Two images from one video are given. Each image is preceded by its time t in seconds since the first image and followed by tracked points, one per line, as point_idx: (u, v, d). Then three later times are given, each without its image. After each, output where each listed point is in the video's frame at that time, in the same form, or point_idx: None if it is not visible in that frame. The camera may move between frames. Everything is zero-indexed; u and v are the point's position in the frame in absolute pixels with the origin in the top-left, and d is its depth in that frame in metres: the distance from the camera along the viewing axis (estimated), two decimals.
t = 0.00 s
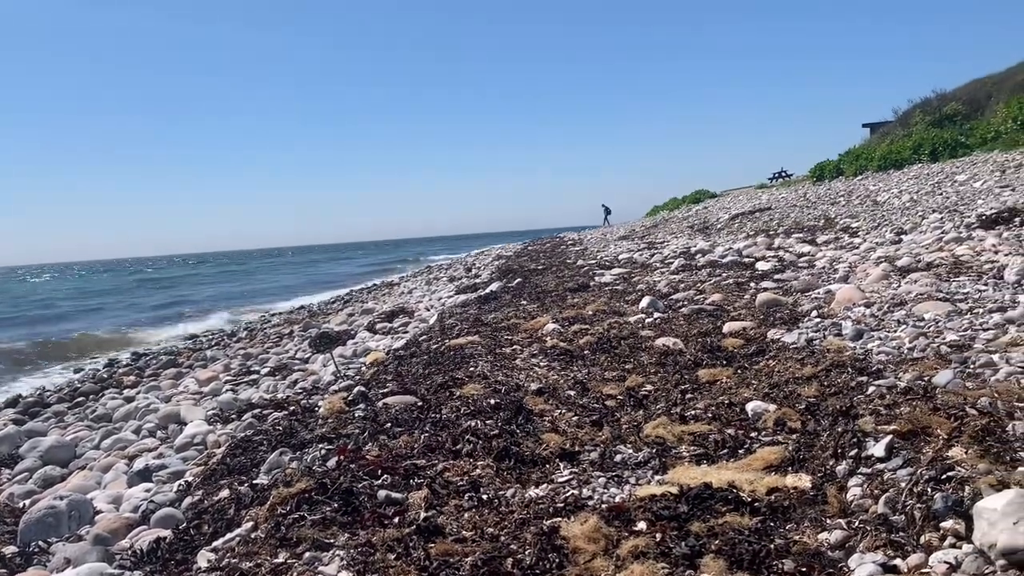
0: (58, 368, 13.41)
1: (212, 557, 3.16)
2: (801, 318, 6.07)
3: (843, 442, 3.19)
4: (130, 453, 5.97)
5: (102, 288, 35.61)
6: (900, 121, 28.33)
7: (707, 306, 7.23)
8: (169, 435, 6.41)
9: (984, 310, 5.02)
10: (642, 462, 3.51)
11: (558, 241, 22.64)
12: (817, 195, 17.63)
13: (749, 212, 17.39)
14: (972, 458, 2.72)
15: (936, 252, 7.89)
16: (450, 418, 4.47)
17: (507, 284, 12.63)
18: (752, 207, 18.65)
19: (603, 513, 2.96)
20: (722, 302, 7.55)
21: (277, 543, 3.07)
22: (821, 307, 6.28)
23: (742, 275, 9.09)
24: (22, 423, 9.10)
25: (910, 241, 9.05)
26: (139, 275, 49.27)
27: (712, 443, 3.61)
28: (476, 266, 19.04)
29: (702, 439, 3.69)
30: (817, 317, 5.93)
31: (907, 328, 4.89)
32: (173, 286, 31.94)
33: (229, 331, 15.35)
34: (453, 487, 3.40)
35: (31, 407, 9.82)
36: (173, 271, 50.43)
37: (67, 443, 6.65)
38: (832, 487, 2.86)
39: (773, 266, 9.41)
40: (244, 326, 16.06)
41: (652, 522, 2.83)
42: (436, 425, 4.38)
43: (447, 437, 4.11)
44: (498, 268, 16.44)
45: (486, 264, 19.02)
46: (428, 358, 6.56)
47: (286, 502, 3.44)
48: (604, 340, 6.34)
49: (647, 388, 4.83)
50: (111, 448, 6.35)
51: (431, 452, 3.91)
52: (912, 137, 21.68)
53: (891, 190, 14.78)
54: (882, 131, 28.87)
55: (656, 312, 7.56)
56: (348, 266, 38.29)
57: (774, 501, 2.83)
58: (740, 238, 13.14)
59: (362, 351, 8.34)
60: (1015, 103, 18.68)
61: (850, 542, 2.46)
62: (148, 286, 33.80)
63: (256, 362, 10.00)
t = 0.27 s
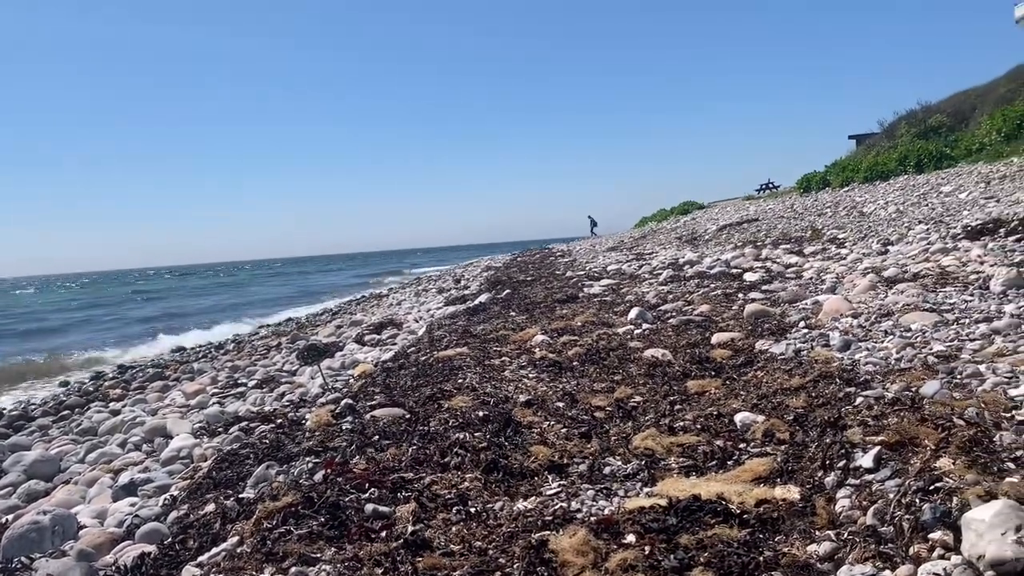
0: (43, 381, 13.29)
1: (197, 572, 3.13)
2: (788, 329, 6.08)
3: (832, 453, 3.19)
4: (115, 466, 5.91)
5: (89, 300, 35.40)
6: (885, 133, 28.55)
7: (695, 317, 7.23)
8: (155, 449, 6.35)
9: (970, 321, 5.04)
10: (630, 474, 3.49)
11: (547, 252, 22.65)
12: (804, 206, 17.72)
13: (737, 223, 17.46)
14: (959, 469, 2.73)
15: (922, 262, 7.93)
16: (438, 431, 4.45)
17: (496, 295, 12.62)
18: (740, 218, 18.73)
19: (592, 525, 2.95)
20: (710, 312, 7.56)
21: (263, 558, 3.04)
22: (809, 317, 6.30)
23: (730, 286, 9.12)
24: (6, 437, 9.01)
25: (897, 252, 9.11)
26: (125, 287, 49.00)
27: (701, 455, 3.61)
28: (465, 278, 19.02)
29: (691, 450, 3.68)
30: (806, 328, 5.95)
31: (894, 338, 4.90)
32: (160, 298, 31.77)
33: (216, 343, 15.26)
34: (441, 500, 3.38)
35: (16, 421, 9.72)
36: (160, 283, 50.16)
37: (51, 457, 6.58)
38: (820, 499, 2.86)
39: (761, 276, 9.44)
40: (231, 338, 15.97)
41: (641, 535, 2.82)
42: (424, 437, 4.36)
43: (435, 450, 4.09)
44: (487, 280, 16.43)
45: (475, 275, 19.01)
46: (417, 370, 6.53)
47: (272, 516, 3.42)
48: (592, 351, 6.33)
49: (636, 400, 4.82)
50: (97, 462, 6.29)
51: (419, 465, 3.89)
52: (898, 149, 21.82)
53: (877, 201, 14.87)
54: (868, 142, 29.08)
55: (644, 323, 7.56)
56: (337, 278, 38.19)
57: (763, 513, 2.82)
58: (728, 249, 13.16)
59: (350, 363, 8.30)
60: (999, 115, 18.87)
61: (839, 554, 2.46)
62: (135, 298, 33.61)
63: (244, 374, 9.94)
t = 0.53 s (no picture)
0: (28, 394, 13.17)
1: None
2: (776, 341, 6.09)
3: (820, 466, 3.19)
4: (99, 481, 5.85)
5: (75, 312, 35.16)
6: (871, 144, 28.76)
7: (683, 328, 7.24)
8: (140, 463, 6.29)
9: (956, 332, 5.07)
10: (618, 487, 3.48)
11: (535, 263, 22.67)
12: (791, 217, 17.82)
13: (724, 234, 17.53)
14: (946, 481, 2.73)
15: (908, 274, 7.98)
16: (426, 444, 4.43)
17: (484, 307, 12.60)
18: (727, 229, 18.81)
19: (581, 540, 2.94)
20: (698, 323, 7.58)
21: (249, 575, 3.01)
22: (796, 329, 6.32)
23: (717, 297, 9.14)
24: None
25: (883, 263, 9.16)
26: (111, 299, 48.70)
27: (689, 468, 3.60)
28: (453, 289, 19.03)
29: (679, 463, 3.67)
30: (793, 339, 5.97)
31: (881, 350, 4.92)
32: (147, 310, 31.58)
33: (203, 355, 15.17)
34: (428, 515, 3.36)
35: None
36: (147, 295, 49.86)
37: (34, 471, 6.50)
38: (808, 512, 2.85)
39: (748, 288, 9.47)
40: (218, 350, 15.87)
41: (630, 549, 2.81)
42: (412, 451, 4.34)
43: (423, 464, 4.07)
44: (476, 291, 16.42)
45: (463, 286, 19.00)
46: (404, 382, 6.51)
47: (257, 531, 3.39)
48: (581, 363, 6.32)
49: (624, 412, 4.81)
50: (81, 476, 6.22)
51: (406, 479, 3.87)
52: (883, 160, 21.99)
53: (863, 212, 14.97)
54: (853, 154, 29.30)
55: (632, 335, 7.57)
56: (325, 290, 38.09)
57: (752, 527, 2.81)
58: (715, 260, 13.21)
59: (338, 375, 8.27)
60: (982, 127, 19.04)
61: (828, 568, 2.45)
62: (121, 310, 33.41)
63: (231, 387, 9.88)
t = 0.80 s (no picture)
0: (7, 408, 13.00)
1: None
2: (760, 352, 6.10)
3: (804, 479, 3.19)
4: (79, 497, 5.77)
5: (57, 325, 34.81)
6: (853, 156, 28.98)
7: (668, 340, 7.24)
8: (121, 478, 6.21)
9: (938, 343, 5.09)
10: (603, 502, 3.47)
11: (520, 274, 22.67)
12: (774, 228, 17.92)
13: (709, 245, 17.60)
14: (931, 494, 2.74)
15: (890, 285, 8.02)
16: (410, 459, 4.39)
17: (470, 318, 12.57)
18: (711, 240, 18.88)
19: (565, 556, 2.92)
20: (683, 335, 7.58)
21: None
22: (780, 340, 6.33)
23: (702, 309, 9.15)
24: None
25: (866, 274, 9.20)
26: (93, 312, 48.29)
27: (675, 481, 3.59)
28: (439, 300, 18.97)
29: (665, 476, 3.66)
30: (777, 351, 5.98)
31: (864, 361, 4.93)
32: (129, 323, 31.31)
33: (186, 368, 15.03)
34: (411, 531, 3.33)
35: None
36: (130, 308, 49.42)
37: (12, 488, 6.40)
38: (794, 526, 2.85)
39: (733, 299, 9.50)
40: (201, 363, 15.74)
41: (615, 565, 2.80)
42: (395, 466, 4.30)
43: (407, 479, 4.04)
44: (461, 302, 16.39)
45: (449, 298, 18.96)
46: (388, 395, 6.46)
47: (238, 549, 3.35)
48: (566, 375, 6.31)
49: (609, 424, 4.79)
50: (60, 492, 6.13)
51: (390, 495, 3.84)
52: (865, 172, 22.15)
53: (846, 223, 15.06)
54: (836, 166, 29.52)
55: (618, 346, 7.56)
56: (309, 301, 37.93)
57: (736, 541, 2.80)
58: (699, 271, 13.23)
59: (322, 388, 8.21)
60: (962, 139, 19.22)
61: None
62: (103, 323, 33.11)
63: (214, 400, 9.79)
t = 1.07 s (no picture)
0: None
1: None
2: (742, 364, 6.11)
3: (787, 493, 3.19)
4: (55, 514, 5.68)
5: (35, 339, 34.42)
6: (832, 169, 29.24)
7: (651, 352, 7.24)
8: (97, 494, 6.13)
9: (918, 355, 5.12)
10: (586, 516, 3.45)
11: (503, 286, 22.66)
12: (756, 241, 18.03)
13: (691, 257, 17.68)
14: (912, 508, 2.75)
15: (871, 297, 8.07)
16: (391, 473, 4.36)
17: (452, 331, 12.52)
18: (693, 252, 18.97)
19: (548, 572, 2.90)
20: (666, 347, 7.59)
21: None
22: (762, 352, 6.34)
23: (684, 320, 9.17)
24: None
25: (846, 286, 9.26)
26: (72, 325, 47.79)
27: (657, 494, 3.58)
28: (421, 313, 18.93)
29: (647, 490, 3.65)
30: (760, 363, 5.99)
31: (845, 373, 4.95)
32: (108, 336, 31.01)
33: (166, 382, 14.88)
34: (393, 548, 3.30)
35: None
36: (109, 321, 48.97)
37: None
38: (776, 540, 2.84)
39: (715, 311, 9.53)
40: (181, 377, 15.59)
41: None
42: (377, 481, 4.27)
43: (388, 494, 4.00)
44: (444, 315, 16.36)
45: (432, 310, 18.92)
46: (370, 409, 6.41)
47: (217, 567, 3.30)
48: (548, 388, 6.29)
49: (592, 437, 4.78)
50: (35, 509, 6.04)
51: (371, 510, 3.80)
52: (845, 184, 22.36)
53: (827, 235, 15.19)
54: (816, 179, 29.78)
55: (601, 359, 7.55)
56: (291, 314, 37.74)
57: (719, 555, 2.80)
58: (682, 283, 13.27)
59: (303, 402, 8.15)
60: (940, 152, 19.45)
61: None
62: (82, 336, 32.76)
63: (194, 414, 9.69)
